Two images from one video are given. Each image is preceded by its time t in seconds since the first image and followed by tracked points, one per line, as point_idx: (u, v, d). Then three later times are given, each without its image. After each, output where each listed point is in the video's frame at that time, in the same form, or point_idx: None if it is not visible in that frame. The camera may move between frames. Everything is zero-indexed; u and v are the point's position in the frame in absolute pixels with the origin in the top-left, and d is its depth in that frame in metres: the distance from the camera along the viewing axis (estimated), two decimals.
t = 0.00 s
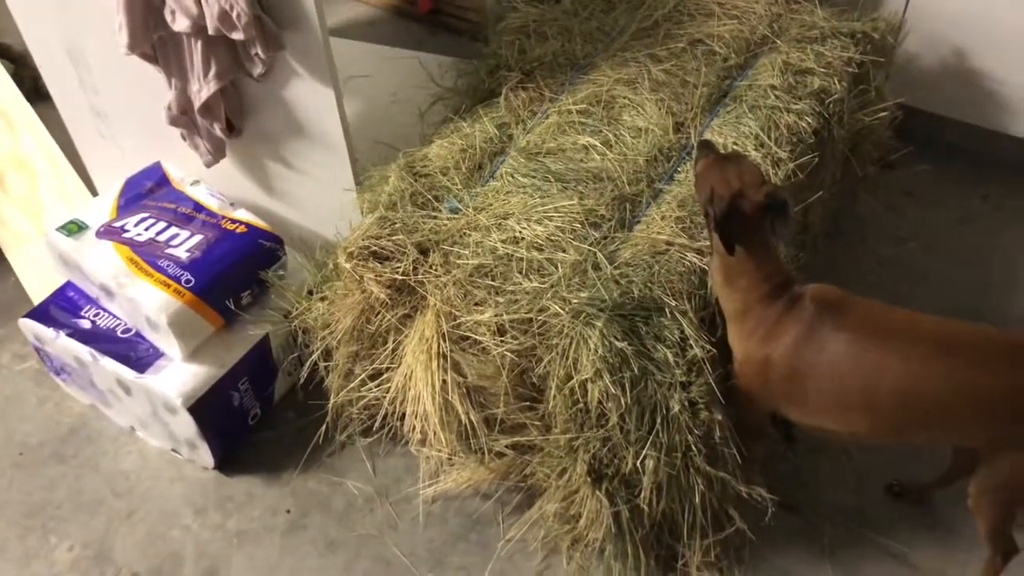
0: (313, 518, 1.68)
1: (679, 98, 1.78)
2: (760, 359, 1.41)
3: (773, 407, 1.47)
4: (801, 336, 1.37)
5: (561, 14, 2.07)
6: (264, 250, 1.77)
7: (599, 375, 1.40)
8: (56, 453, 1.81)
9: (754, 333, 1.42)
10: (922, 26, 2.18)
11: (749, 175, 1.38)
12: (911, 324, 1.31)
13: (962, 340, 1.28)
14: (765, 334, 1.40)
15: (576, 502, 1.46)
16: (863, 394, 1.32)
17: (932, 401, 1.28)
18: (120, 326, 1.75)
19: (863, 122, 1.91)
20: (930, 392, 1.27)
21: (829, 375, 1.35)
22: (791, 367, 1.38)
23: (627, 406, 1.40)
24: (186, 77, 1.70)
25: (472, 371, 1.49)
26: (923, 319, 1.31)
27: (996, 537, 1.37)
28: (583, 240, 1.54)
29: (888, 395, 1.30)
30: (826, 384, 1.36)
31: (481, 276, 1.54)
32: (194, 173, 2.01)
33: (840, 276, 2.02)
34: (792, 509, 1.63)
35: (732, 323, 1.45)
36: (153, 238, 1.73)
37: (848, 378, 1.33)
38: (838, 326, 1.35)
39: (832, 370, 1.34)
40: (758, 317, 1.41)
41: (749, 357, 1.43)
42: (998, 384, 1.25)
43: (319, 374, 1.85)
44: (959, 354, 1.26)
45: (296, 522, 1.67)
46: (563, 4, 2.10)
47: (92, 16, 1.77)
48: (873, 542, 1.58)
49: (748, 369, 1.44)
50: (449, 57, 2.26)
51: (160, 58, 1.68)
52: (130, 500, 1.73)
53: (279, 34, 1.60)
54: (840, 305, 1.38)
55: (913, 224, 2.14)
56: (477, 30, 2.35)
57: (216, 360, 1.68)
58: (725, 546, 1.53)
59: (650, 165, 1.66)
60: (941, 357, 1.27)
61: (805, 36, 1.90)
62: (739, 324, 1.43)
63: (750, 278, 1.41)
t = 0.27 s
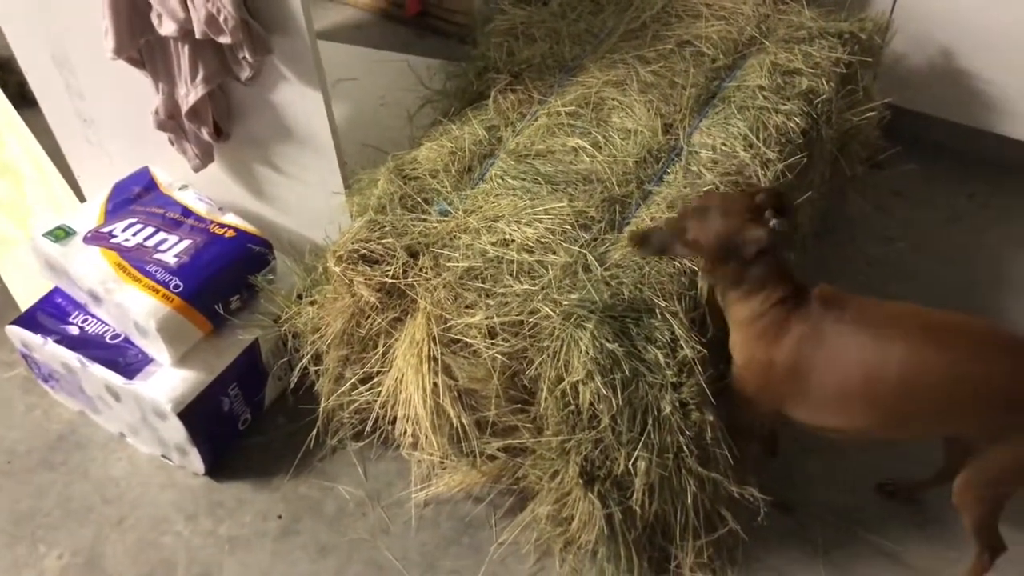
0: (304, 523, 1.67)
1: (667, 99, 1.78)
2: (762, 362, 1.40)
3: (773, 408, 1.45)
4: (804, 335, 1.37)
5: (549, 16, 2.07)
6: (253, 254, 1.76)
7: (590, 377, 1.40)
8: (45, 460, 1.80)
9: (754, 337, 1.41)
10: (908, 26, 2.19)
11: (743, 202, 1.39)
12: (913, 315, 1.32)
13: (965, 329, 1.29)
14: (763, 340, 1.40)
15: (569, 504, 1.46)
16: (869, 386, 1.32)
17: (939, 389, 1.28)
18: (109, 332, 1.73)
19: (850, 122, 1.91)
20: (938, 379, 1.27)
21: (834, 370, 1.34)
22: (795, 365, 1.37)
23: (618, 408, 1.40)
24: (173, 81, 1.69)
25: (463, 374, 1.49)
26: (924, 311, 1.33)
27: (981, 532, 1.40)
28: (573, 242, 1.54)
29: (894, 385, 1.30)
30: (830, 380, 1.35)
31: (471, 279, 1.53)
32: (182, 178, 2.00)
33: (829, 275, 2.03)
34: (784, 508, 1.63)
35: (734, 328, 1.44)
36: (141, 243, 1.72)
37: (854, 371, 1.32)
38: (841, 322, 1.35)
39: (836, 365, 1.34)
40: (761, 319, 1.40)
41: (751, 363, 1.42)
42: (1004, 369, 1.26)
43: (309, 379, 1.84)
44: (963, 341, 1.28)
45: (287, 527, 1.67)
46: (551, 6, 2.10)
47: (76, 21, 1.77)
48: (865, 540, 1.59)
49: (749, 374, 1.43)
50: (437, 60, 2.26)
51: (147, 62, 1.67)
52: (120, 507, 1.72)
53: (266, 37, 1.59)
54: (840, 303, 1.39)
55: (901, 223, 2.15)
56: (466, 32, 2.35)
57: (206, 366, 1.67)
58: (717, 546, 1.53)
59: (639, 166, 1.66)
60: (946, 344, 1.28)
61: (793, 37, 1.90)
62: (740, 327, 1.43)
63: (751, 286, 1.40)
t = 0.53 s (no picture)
0: (298, 523, 1.67)
1: (661, 100, 1.78)
2: (789, 392, 1.37)
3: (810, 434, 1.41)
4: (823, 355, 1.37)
5: (543, 17, 2.07)
6: (248, 254, 1.76)
7: (585, 377, 1.40)
8: (37, 461, 1.80)
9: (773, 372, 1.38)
10: (900, 29, 2.20)
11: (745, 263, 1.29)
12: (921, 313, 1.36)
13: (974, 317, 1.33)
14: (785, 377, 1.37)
15: (563, 504, 1.47)
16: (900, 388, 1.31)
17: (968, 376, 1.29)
18: (103, 332, 1.73)
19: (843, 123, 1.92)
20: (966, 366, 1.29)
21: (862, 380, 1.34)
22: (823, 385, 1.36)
23: (612, 407, 1.40)
24: (168, 81, 1.69)
25: (458, 374, 1.49)
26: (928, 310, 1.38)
27: (989, 532, 1.41)
28: (568, 242, 1.54)
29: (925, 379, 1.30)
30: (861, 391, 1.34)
31: (466, 279, 1.53)
32: (176, 178, 2.00)
33: (822, 277, 2.04)
34: (777, 508, 1.64)
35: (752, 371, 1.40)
36: (135, 243, 1.72)
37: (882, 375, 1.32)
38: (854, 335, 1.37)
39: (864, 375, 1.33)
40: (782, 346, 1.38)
41: (778, 397, 1.38)
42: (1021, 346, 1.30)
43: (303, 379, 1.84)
44: (976, 329, 1.31)
45: (281, 528, 1.66)
46: (545, 7, 2.11)
47: (70, 20, 1.76)
48: (857, 540, 1.59)
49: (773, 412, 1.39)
50: (431, 61, 2.26)
51: (141, 62, 1.67)
52: (113, 508, 1.71)
53: (261, 37, 1.59)
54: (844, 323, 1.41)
55: (893, 225, 2.16)
56: (460, 34, 2.35)
57: (200, 366, 1.67)
58: (711, 546, 1.53)
59: (633, 166, 1.66)
60: (963, 333, 1.31)
61: (787, 38, 1.91)
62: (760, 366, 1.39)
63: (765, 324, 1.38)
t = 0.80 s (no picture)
0: (291, 525, 1.67)
1: (654, 104, 1.79)
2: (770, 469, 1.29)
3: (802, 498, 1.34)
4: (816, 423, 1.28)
5: (538, 21, 2.08)
6: (241, 256, 1.76)
7: (578, 379, 1.40)
8: (29, 462, 1.79)
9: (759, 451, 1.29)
10: (892, 35, 2.21)
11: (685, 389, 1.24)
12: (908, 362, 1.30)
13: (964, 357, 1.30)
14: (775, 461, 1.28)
15: (555, 506, 1.48)
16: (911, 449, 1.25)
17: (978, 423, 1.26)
18: (96, 333, 1.73)
19: (835, 128, 1.93)
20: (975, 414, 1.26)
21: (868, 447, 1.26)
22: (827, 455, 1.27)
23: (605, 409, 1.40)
24: (163, 83, 1.69)
25: (451, 376, 1.49)
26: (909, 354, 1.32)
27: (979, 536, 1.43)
28: (561, 244, 1.55)
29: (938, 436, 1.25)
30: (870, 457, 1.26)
31: (460, 281, 1.54)
32: (171, 180, 2.00)
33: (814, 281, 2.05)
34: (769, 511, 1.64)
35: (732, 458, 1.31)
36: (129, 244, 1.72)
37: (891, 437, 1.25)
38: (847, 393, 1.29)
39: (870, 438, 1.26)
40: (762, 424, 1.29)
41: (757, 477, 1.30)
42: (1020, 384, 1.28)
43: (296, 381, 1.84)
44: (961, 371, 1.28)
45: (274, 530, 1.66)
46: (539, 11, 2.12)
47: (65, 21, 1.76)
48: (848, 543, 1.60)
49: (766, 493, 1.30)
50: (426, 65, 2.27)
51: (136, 64, 1.68)
52: (105, 509, 1.71)
53: (256, 39, 1.60)
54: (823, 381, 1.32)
55: (885, 229, 2.17)
56: (454, 38, 2.36)
57: (193, 367, 1.67)
58: (703, 548, 1.54)
59: (626, 170, 1.67)
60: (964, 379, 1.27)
61: (779, 43, 1.92)
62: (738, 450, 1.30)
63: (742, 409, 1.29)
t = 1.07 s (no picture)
0: (289, 530, 1.68)
1: (649, 112, 1.81)
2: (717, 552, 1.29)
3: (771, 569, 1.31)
4: (763, 513, 1.26)
5: (534, 30, 2.10)
6: (239, 263, 1.78)
7: (573, 384, 1.42)
8: (28, 468, 1.80)
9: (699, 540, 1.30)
10: (885, 43, 2.24)
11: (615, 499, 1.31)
12: (845, 426, 1.27)
13: (897, 408, 1.29)
14: (718, 550, 1.28)
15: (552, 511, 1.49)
16: (858, 524, 1.25)
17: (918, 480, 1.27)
18: (95, 340, 1.74)
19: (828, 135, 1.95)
20: (915, 472, 1.26)
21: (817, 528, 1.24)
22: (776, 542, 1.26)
23: (600, 414, 1.42)
24: (162, 91, 1.71)
25: (448, 381, 1.50)
26: (844, 414, 1.29)
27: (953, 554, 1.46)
28: (557, 251, 1.56)
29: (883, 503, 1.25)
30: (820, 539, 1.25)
31: (457, 287, 1.55)
32: (171, 187, 2.01)
33: (808, 287, 2.07)
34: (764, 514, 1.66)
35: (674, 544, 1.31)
36: (128, 252, 1.73)
37: (838, 516, 1.24)
38: (790, 474, 1.26)
39: (817, 520, 1.24)
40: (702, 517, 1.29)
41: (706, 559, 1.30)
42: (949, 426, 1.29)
43: (294, 386, 1.85)
44: (884, 432, 1.27)
45: (272, 535, 1.67)
46: (535, 21, 2.14)
47: (66, 31, 1.78)
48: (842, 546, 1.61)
49: None
50: (423, 74, 2.29)
51: (136, 72, 1.69)
52: (104, 515, 1.72)
53: (255, 48, 1.62)
54: (764, 459, 1.29)
55: (879, 236, 2.19)
56: (451, 46, 2.39)
57: (191, 374, 1.68)
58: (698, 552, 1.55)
59: (621, 177, 1.69)
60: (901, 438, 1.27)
61: (773, 52, 1.94)
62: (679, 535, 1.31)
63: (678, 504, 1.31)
